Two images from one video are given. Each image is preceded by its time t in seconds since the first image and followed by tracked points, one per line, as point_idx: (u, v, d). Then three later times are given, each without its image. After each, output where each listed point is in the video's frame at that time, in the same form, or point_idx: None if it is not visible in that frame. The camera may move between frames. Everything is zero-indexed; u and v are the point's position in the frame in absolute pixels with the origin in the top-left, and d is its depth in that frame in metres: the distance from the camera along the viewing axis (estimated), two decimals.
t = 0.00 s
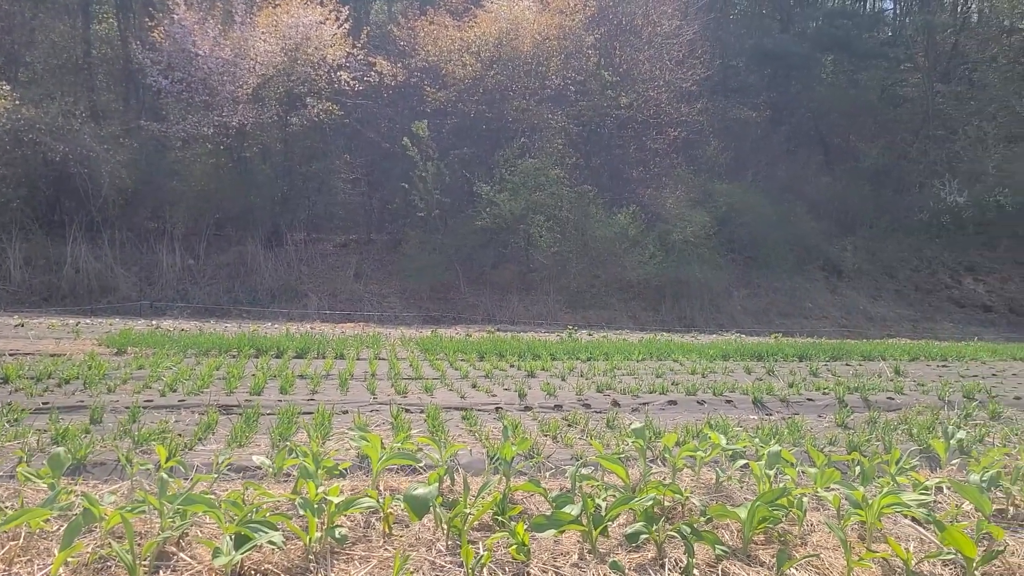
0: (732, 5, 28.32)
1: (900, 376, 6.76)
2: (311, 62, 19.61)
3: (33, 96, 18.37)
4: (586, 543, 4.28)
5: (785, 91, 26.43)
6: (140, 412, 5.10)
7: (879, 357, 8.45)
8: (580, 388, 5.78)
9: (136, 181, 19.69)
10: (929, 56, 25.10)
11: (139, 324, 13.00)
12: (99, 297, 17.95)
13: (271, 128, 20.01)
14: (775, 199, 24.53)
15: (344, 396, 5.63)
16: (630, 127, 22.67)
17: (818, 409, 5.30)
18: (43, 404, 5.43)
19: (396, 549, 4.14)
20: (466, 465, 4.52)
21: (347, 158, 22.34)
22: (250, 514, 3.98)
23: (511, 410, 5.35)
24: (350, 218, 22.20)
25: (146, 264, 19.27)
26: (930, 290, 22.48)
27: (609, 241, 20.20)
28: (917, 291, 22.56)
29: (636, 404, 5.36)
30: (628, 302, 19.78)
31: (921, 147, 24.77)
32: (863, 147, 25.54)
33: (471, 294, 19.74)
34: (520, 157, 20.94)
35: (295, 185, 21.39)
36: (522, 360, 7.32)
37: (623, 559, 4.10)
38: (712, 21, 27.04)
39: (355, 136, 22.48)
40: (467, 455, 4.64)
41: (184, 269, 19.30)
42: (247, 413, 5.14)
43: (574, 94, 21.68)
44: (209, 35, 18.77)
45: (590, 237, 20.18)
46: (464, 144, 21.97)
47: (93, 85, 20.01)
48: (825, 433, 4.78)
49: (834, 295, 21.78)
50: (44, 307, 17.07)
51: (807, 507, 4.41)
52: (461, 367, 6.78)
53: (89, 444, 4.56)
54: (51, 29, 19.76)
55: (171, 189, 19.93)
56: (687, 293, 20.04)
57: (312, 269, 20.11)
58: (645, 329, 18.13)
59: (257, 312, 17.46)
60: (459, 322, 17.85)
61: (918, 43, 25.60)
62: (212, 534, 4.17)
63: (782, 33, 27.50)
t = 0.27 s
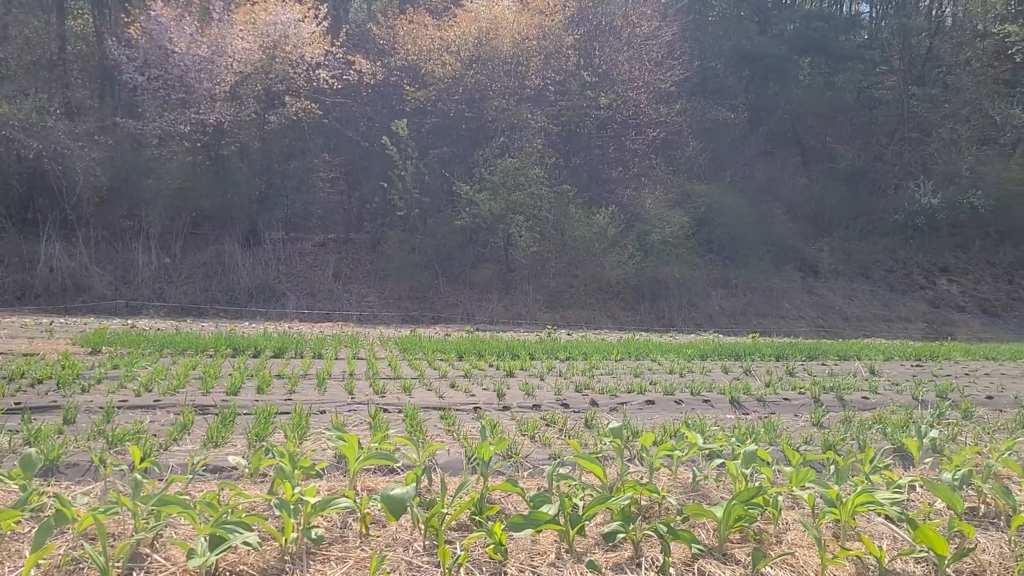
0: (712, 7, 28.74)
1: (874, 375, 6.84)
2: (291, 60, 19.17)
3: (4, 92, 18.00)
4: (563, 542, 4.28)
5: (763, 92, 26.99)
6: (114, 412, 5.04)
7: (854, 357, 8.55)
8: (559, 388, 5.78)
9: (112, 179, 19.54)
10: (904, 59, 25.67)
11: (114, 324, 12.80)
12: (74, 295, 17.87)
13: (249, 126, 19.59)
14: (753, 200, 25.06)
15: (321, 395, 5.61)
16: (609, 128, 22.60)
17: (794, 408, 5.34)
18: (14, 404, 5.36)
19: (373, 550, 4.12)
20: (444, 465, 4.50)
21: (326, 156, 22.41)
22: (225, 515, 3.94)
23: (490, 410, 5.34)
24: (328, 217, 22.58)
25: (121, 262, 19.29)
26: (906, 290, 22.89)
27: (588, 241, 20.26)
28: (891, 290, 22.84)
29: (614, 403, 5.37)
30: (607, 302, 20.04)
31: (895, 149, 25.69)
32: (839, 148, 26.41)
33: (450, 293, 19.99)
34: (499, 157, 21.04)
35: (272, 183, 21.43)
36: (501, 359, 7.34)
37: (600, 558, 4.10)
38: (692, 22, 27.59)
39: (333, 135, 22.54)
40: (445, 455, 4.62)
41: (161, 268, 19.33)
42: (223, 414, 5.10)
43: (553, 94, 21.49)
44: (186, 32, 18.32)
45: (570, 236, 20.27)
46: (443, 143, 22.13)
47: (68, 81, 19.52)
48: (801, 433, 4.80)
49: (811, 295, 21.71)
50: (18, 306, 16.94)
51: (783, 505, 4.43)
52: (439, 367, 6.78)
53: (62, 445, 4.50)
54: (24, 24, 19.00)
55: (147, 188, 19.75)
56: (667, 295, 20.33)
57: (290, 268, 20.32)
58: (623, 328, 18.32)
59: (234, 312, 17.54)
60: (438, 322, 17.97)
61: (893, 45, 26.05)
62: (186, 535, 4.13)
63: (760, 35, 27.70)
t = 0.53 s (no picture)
0: (691, 6, 27.63)
1: (849, 374, 6.94)
2: (269, 58, 19.36)
3: None
4: (541, 541, 4.29)
5: (743, 93, 26.45)
6: (89, 412, 4.99)
7: (830, 356, 8.65)
8: (538, 387, 5.79)
9: (87, 177, 19.19)
10: (880, 63, 26.63)
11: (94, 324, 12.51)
12: (48, 294, 17.71)
13: (227, 124, 19.59)
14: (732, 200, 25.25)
15: (299, 395, 5.58)
16: (589, 128, 22.60)
17: (771, 408, 5.37)
18: None
19: (350, 550, 4.10)
20: (422, 465, 4.49)
21: (305, 155, 21.93)
22: (202, 516, 3.91)
23: (469, 409, 5.33)
24: (306, 216, 22.69)
25: (97, 260, 19.16)
26: (881, 291, 23.34)
27: (567, 241, 20.32)
28: (868, 291, 23.19)
29: (593, 403, 5.38)
30: (586, 302, 20.27)
31: (872, 151, 26.35)
32: (815, 150, 26.59)
33: (429, 293, 20.10)
34: (480, 156, 21.05)
35: (251, 182, 21.20)
36: (481, 358, 7.37)
37: (578, 557, 4.11)
38: (671, 22, 26.57)
39: (311, 133, 22.23)
40: (423, 454, 4.60)
41: (137, 267, 19.30)
42: (199, 413, 5.06)
43: (533, 93, 21.44)
44: (163, 28, 18.33)
45: (550, 235, 20.35)
46: (424, 142, 21.97)
47: (41, 77, 18.99)
48: (777, 432, 4.83)
49: (787, 295, 22.28)
50: None
51: (759, 504, 4.45)
52: (419, 366, 6.77)
53: (34, 445, 4.45)
54: None
55: (123, 186, 19.41)
56: (644, 297, 20.59)
57: (268, 267, 20.43)
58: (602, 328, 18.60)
59: (211, 312, 17.59)
60: (418, 321, 18.08)
61: (870, 48, 26.77)
62: (161, 536, 4.09)
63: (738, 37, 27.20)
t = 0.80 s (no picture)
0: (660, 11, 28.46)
1: (816, 374, 7.03)
2: (239, 55, 19.07)
3: None
4: (510, 542, 4.27)
5: (712, 96, 26.98)
6: (51, 413, 4.91)
7: (798, 357, 8.73)
8: (509, 387, 5.79)
9: (51, 174, 19.09)
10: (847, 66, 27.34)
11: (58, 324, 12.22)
12: (10, 293, 17.49)
13: (196, 122, 19.56)
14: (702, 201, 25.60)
15: (268, 395, 5.54)
16: (561, 128, 22.67)
17: (740, 407, 5.42)
18: None
19: (318, 552, 4.06)
20: (392, 465, 4.46)
21: (275, 153, 21.82)
22: (167, 518, 3.85)
23: (439, 409, 5.32)
24: (276, 215, 22.29)
25: (62, 259, 18.90)
26: (849, 292, 23.06)
27: (539, 242, 20.46)
28: (835, 292, 23.03)
29: (563, 403, 5.39)
30: (558, 302, 20.25)
31: (839, 153, 26.81)
32: (783, 151, 27.33)
33: (400, 292, 20.03)
34: (451, 156, 20.88)
35: (220, 181, 21.14)
36: (452, 358, 7.34)
37: (547, 558, 4.10)
38: (642, 26, 27.11)
39: (282, 131, 22.19)
40: (393, 455, 4.58)
41: (103, 265, 19.00)
42: (165, 414, 5.01)
43: (505, 94, 21.41)
44: (130, 24, 18.01)
45: (522, 235, 20.42)
46: (396, 141, 21.99)
47: (5, 72, 19.16)
48: (745, 431, 4.88)
49: (757, 295, 22.33)
50: None
51: (726, 503, 4.48)
52: (389, 366, 6.74)
53: None
54: None
55: (89, 183, 19.33)
56: (615, 297, 20.68)
57: (237, 267, 20.02)
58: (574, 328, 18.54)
59: (178, 311, 17.34)
60: (389, 321, 18.00)
61: (837, 53, 27.85)
62: (125, 539, 4.03)
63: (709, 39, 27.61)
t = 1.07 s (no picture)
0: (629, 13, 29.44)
1: (779, 375, 7.13)
2: (202, 53, 18.99)
3: None
4: (474, 543, 4.24)
5: (678, 98, 27.79)
6: (7, 415, 4.80)
7: (761, 358, 8.84)
8: (475, 388, 5.79)
9: (8, 171, 18.68)
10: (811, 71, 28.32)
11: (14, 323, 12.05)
12: None
13: (158, 119, 19.38)
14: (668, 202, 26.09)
15: (231, 397, 5.48)
16: (529, 129, 22.68)
17: (703, 408, 5.47)
18: None
19: (280, 554, 3.99)
20: (356, 467, 4.41)
21: (239, 152, 21.67)
22: (125, 521, 3.77)
23: (404, 410, 5.29)
24: (241, 215, 21.96)
25: (20, 258, 18.61)
26: (811, 294, 23.29)
27: (506, 243, 20.34)
28: (798, 294, 23.22)
29: (529, 404, 5.40)
30: (525, 303, 20.29)
31: (802, 157, 27.75)
32: (748, 155, 28.24)
33: (367, 294, 20.01)
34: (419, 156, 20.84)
35: (183, 180, 20.87)
36: (418, 359, 7.31)
37: (511, 559, 4.07)
38: (610, 28, 27.75)
39: (248, 130, 22.02)
40: (357, 456, 4.53)
41: (62, 265, 18.78)
42: (125, 416, 4.92)
43: (473, 95, 21.50)
44: (91, 20, 18.04)
45: (489, 236, 20.35)
46: (363, 141, 21.99)
47: None
48: (708, 431, 4.91)
49: (721, 296, 22.58)
50: None
51: (689, 503, 4.49)
52: (355, 367, 6.70)
53: None
54: None
55: (49, 180, 19.02)
56: (582, 297, 20.77)
57: (200, 266, 19.78)
58: (540, 329, 18.51)
59: (140, 311, 17.05)
60: (355, 322, 17.98)
61: (801, 57, 28.66)
62: (83, 543, 3.93)
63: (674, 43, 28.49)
